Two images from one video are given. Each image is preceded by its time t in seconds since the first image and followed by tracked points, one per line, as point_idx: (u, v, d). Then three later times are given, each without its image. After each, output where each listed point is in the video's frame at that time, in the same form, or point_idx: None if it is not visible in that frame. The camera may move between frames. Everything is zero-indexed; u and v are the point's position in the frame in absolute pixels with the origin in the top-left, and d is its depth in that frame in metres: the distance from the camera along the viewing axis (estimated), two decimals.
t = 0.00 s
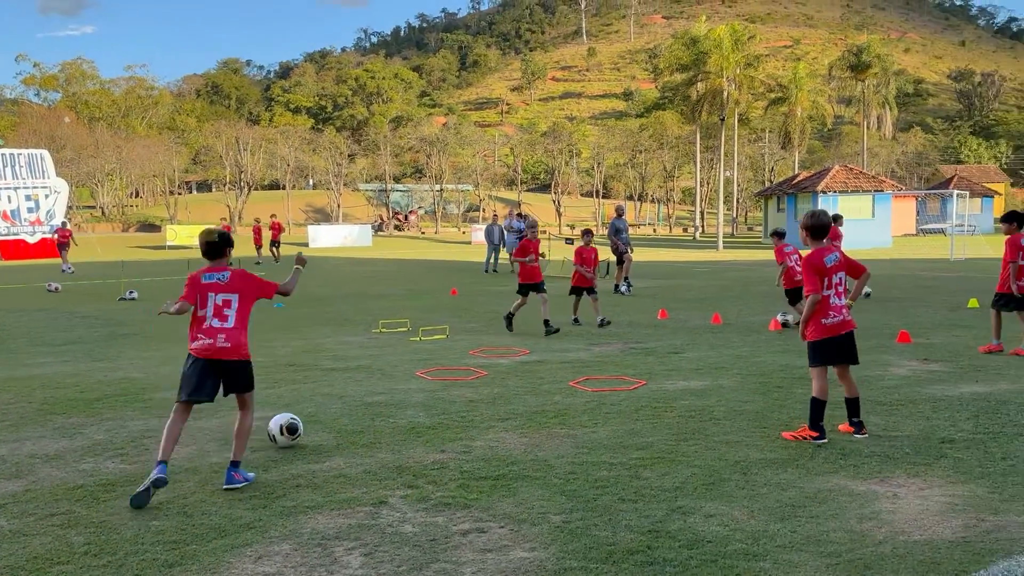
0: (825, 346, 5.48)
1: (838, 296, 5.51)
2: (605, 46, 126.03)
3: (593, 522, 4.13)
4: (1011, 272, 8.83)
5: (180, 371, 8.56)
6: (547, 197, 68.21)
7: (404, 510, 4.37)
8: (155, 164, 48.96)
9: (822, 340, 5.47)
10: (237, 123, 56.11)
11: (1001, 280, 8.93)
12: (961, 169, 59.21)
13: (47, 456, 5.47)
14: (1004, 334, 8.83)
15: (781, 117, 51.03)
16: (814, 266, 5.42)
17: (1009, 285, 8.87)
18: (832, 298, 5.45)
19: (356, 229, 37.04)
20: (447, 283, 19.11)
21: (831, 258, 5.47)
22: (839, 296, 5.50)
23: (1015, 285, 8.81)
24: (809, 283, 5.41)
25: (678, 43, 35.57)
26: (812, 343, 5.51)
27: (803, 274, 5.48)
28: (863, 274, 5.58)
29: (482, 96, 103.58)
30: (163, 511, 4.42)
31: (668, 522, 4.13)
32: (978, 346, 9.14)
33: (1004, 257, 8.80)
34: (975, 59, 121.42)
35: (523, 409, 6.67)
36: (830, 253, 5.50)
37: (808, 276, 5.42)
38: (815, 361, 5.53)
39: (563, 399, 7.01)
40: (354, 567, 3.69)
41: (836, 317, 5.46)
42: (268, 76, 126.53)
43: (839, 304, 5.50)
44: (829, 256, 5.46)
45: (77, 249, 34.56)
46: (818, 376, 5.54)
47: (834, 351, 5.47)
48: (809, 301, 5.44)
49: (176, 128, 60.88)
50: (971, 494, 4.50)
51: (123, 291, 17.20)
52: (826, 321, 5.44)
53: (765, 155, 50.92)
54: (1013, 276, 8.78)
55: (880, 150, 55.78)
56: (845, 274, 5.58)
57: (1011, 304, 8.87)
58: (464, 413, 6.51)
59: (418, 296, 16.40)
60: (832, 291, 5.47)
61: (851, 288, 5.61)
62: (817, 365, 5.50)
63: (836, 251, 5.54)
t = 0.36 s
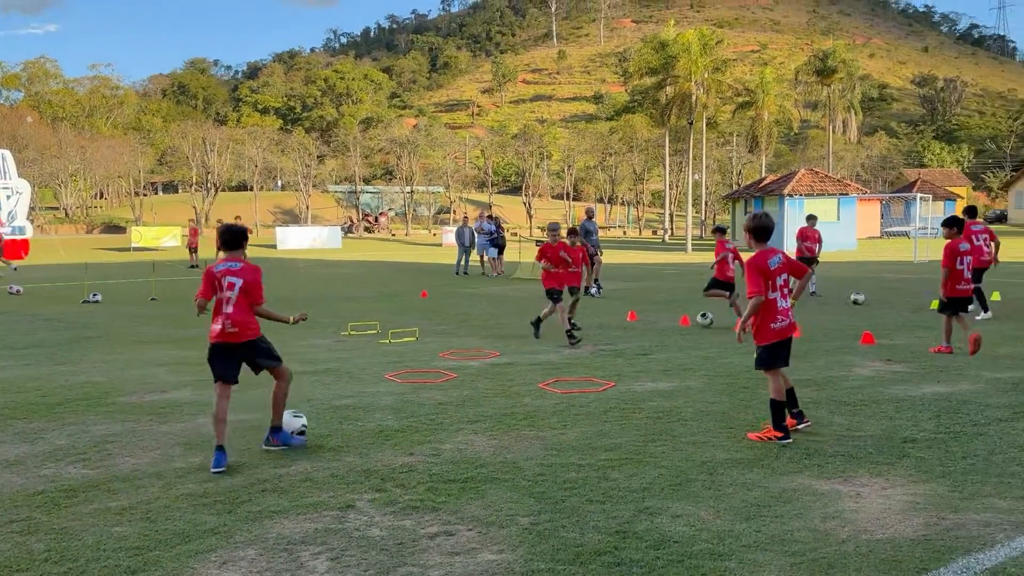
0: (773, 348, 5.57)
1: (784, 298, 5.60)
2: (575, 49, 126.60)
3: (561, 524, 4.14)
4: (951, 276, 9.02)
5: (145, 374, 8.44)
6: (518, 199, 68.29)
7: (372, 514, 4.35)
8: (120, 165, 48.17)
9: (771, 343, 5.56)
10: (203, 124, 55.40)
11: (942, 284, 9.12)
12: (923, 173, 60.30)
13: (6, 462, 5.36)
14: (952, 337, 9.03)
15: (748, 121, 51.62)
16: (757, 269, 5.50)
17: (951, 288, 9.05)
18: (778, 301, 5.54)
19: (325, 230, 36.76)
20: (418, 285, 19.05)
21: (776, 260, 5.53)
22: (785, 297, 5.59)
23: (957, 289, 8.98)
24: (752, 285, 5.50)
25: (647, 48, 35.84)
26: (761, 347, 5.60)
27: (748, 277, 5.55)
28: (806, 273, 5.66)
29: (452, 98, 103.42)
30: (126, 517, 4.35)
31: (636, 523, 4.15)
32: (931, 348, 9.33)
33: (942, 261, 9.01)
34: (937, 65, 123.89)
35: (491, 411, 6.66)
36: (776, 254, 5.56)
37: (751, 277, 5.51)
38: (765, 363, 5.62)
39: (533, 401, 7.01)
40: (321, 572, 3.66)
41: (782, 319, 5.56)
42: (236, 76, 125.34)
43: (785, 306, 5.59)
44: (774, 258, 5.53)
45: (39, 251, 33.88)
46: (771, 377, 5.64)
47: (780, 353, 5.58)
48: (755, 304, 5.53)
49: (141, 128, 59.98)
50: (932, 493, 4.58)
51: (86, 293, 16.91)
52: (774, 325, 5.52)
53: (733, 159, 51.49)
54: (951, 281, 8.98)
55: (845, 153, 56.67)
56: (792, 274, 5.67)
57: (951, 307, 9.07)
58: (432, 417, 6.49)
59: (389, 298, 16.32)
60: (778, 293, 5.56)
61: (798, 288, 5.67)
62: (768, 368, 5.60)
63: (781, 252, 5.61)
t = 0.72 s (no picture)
0: (721, 349, 5.63)
1: (734, 300, 5.69)
2: (546, 52, 126.98)
3: (529, 526, 4.14)
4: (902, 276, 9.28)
5: (108, 378, 8.31)
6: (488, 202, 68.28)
7: (339, 518, 4.32)
8: (83, 166, 47.43)
9: (720, 344, 5.62)
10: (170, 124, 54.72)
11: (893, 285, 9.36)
12: (887, 176, 61.36)
13: None
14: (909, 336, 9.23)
15: (716, 124, 52.12)
16: (712, 270, 5.57)
17: (903, 289, 9.29)
18: (729, 304, 5.61)
19: (294, 233, 36.44)
20: (388, 288, 18.99)
21: (728, 263, 5.63)
22: (735, 299, 5.67)
23: (909, 289, 9.24)
24: (708, 286, 5.54)
25: (616, 51, 35.70)
26: (709, 348, 5.67)
27: (700, 278, 5.60)
28: (752, 276, 5.77)
29: (423, 100, 103.19)
30: (88, 524, 4.27)
31: (605, 524, 4.17)
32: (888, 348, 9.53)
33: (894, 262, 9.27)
34: (901, 70, 126.15)
35: (461, 413, 6.65)
36: (727, 257, 5.66)
37: (706, 279, 5.55)
38: (711, 364, 5.69)
39: (502, 404, 7.00)
40: None
41: (731, 321, 5.63)
42: (204, 77, 124.08)
43: (735, 309, 5.66)
44: (725, 261, 5.62)
45: None
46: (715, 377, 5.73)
47: (728, 354, 5.65)
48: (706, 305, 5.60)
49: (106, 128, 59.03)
50: (896, 492, 4.65)
51: (49, 296, 16.60)
52: (722, 327, 5.60)
53: (701, 162, 52.03)
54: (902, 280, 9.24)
55: (811, 157, 57.52)
56: (741, 278, 5.75)
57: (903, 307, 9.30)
58: (401, 420, 6.46)
59: (359, 300, 16.26)
60: (728, 295, 5.64)
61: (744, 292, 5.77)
62: (716, 369, 5.66)
63: (731, 256, 5.72)
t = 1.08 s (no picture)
0: (666, 344, 5.79)
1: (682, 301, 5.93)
2: (518, 55, 127.11)
3: (500, 529, 4.14)
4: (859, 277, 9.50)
5: (74, 383, 8.17)
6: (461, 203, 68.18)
7: (308, 524, 4.28)
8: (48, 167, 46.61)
9: (664, 338, 5.80)
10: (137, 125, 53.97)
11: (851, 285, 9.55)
12: (856, 180, 62.20)
13: None
14: (867, 333, 9.38)
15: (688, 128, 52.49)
16: (662, 263, 5.92)
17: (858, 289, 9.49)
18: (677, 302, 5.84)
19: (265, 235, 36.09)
20: (360, 290, 18.90)
21: (676, 263, 5.97)
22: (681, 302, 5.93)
23: (864, 291, 9.46)
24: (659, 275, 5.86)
25: (589, 54, 35.73)
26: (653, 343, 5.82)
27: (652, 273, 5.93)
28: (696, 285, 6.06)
29: (395, 102, 102.70)
30: (52, 531, 4.20)
31: (575, 526, 4.18)
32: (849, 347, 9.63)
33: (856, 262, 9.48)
34: (868, 75, 127.94)
35: (433, 416, 6.64)
36: (675, 260, 6.00)
37: (658, 270, 5.88)
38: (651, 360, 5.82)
39: (473, 406, 7.00)
40: None
41: (677, 321, 5.84)
42: (172, 77, 122.60)
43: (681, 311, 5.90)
44: (672, 263, 5.95)
45: None
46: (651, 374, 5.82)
47: (669, 350, 5.79)
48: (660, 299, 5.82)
49: (71, 129, 58.05)
50: (861, 491, 4.72)
51: (13, 300, 16.30)
52: (668, 322, 5.79)
53: (672, 165, 52.37)
54: (859, 280, 9.44)
55: (780, 160, 58.15)
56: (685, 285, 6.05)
57: (857, 308, 9.50)
58: (371, 423, 6.42)
59: (330, 303, 16.17)
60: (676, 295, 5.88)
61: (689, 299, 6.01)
62: (658, 365, 5.77)
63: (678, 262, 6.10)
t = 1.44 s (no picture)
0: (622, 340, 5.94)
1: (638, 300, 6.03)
2: (493, 56, 127.19)
3: (472, 531, 4.14)
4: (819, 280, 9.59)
5: (41, 386, 8.05)
6: (436, 204, 68.06)
7: (279, 527, 4.25)
8: (15, 167, 45.81)
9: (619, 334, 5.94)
10: (106, 125, 53.25)
11: (812, 288, 9.63)
12: (827, 182, 62.93)
13: None
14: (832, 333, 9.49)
15: (661, 130, 52.85)
16: (613, 265, 5.99)
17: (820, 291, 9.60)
18: (634, 299, 5.95)
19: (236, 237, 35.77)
20: (334, 291, 18.79)
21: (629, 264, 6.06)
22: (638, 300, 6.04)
23: (827, 291, 9.56)
24: (615, 274, 5.91)
25: (563, 56, 35.80)
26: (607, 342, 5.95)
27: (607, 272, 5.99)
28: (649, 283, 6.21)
29: (370, 102, 102.23)
30: (17, 538, 4.12)
31: (547, 526, 4.19)
32: (785, 349, 9.82)
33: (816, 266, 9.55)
34: (840, 78, 129.50)
35: (406, 417, 6.62)
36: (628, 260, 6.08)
37: (612, 270, 5.95)
38: (605, 355, 5.95)
39: (446, 407, 6.99)
40: None
41: (633, 317, 5.96)
42: (143, 76, 121.21)
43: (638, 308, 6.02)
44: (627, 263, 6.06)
45: None
46: (602, 370, 5.95)
47: (624, 348, 5.95)
48: (615, 298, 5.93)
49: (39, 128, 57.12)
50: (830, 490, 4.78)
51: None
52: (621, 318, 5.92)
53: (647, 167, 52.69)
54: (822, 282, 9.54)
55: (753, 162, 58.72)
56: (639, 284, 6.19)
57: (818, 308, 9.59)
58: (345, 426, 6.39)
59: (303, 304, 16.07)
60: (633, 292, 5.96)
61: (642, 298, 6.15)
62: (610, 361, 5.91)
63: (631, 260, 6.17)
